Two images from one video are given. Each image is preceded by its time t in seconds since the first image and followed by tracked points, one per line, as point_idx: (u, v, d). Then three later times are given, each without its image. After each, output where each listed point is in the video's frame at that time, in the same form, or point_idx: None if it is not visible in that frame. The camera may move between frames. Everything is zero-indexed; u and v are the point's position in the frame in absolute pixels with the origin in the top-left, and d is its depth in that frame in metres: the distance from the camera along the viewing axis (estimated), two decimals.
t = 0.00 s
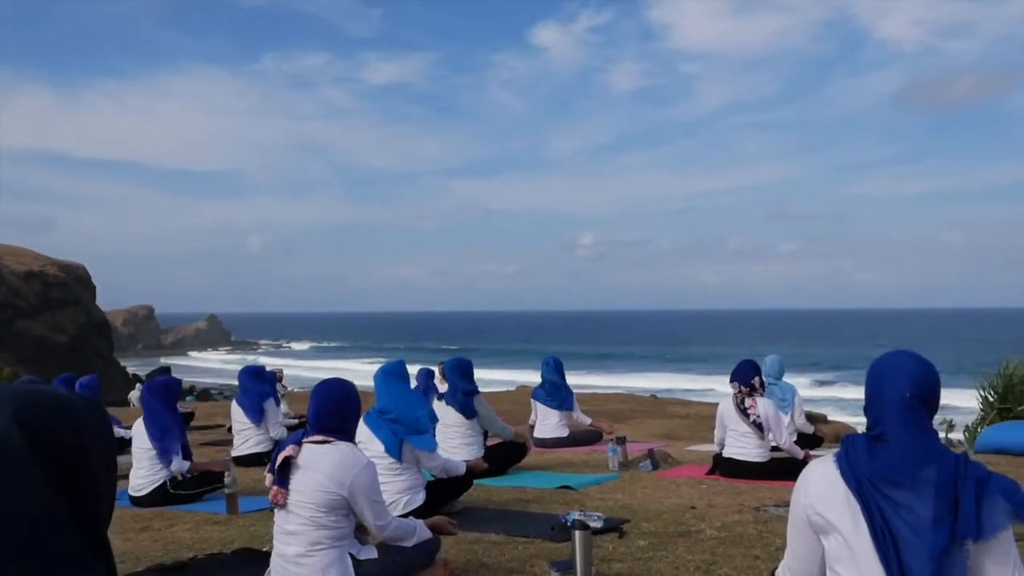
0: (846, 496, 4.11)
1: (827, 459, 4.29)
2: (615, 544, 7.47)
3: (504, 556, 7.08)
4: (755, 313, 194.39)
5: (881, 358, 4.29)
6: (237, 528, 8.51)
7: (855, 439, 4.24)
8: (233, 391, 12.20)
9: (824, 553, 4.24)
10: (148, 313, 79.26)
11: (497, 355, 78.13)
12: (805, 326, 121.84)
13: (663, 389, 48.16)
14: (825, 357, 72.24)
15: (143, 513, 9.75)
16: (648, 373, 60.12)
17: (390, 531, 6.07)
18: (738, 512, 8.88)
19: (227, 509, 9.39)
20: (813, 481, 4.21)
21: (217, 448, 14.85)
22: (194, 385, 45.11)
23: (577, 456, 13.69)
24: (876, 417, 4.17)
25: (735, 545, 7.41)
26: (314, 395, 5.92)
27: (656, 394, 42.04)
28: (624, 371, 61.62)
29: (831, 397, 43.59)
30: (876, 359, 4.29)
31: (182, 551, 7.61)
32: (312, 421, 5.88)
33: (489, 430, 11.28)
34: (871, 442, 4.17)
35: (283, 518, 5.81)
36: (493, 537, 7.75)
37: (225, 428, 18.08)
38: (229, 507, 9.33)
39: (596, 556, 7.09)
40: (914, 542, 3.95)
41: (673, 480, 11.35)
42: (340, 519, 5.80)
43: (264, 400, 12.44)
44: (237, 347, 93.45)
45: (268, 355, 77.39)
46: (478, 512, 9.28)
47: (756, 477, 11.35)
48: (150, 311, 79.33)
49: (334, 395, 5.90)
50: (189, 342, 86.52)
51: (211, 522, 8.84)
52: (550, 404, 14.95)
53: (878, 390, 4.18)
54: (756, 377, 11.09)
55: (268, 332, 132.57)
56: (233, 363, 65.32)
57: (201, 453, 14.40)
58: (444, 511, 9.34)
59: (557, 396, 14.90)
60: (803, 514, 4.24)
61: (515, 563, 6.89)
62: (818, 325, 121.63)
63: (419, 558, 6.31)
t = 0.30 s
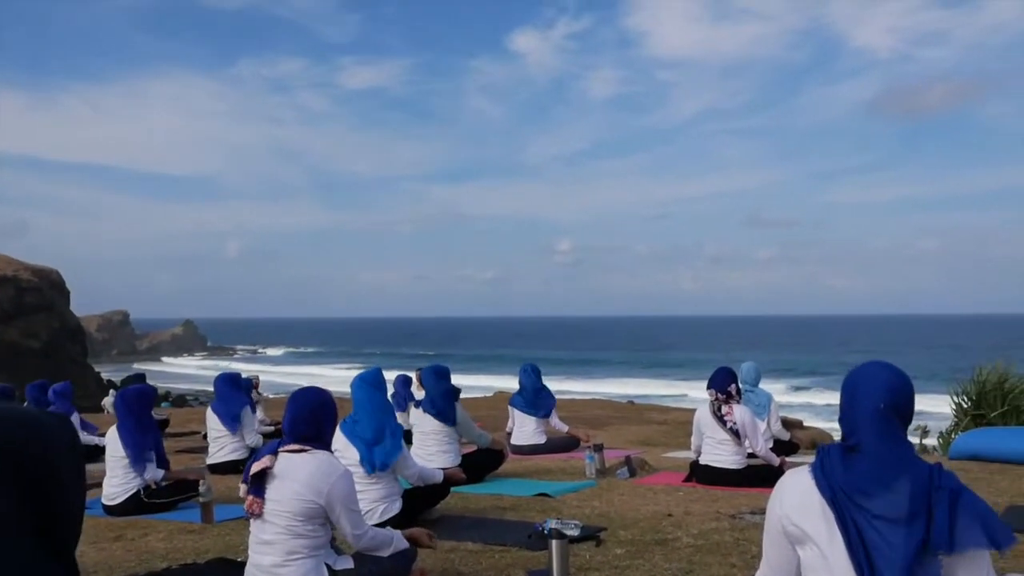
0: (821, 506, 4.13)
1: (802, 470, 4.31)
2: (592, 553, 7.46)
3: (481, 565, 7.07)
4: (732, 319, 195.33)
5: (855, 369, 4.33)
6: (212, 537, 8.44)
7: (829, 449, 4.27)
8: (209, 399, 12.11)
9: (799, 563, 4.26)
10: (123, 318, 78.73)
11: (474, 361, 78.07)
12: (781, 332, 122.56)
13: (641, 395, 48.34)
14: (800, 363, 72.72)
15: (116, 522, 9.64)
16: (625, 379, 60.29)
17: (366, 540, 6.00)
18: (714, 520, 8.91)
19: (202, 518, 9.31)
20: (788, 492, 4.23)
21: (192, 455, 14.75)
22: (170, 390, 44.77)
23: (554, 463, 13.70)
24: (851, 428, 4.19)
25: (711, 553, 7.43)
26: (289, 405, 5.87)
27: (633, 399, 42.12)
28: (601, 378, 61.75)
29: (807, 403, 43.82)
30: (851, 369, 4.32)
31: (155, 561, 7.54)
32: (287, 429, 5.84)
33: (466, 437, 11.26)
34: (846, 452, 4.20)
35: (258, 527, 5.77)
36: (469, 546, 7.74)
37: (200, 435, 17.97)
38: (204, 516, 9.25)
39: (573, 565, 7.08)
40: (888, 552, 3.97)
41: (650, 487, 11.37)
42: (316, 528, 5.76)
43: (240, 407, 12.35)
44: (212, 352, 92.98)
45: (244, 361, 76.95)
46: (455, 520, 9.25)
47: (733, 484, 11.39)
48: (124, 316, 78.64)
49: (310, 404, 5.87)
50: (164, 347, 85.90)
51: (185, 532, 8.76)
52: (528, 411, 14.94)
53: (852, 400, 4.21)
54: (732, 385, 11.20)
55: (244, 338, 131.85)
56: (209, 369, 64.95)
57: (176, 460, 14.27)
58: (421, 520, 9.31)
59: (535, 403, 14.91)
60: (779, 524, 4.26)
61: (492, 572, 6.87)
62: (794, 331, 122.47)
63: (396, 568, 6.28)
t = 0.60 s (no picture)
0: (790, 514, 4.14)
1: (772, 479, 4.33)
2: (564, 561, 7.45)
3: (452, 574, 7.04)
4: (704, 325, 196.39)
5: (824, 378, 4.36)
6: (180, 547, 8.35)
7: (799, 458, 4.29)
8: (178, 407, 12.01)
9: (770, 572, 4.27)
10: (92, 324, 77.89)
11: (448, 366, 77.94)
12: (753, 338, 123.34)
13: (614, 400, 48.45)
14: (772, 368, 73.20)
15: (82, 532, 9.52)
16: (598, 385, 60.39)
17: (336, 549, 5.94)
18: (686, 526, 8.93)
19: (170, 528, 9.20)
20: (759, 501, 4.25)
21: (161, 464, 14.60)
22: (139, 396, 44.36)
23: (527, 470, 13.69)
24: (821, 437, 4.22)
25: (683, 560, 7.44)
26: (257, 413, 5.83)
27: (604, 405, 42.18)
28: (574, 383, 61.80)
29: (777, 408, 44.11)
30: (820, 377, 4.35)
31: (123, 572, 7.45)
32: (256, 438, 5.80)
33: (438, 444, 11.23)
34: (815, 461, 4.22)
35: (226, 538, 5.72)
36: (441, 554, 7.71)
37: (170, 443, 17.78)
38: (173, 525, 9.15)
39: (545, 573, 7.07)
40: (858, 560, 3.98)
41: (622, 494, 11.39)
42: (286, 537, 5.71)
43: (210, 415, 12.25)
44: (183, 358, 92.19)
45: (216, 367, 76.35)
46: (427, 527, 9.21)
47: (705, 490, 11.43)
48: (93, 321, 77.79)
49: (278, 411, 5.83)
50: (134, 353, 85.06)
51: (153, 542, 8.66)
52: (501, 418, 14.94)
53: (821, 408, 4.23)
54: (704, 391, 11.26)
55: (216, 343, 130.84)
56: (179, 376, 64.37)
57: (144, 468, 14.12)
58: (392, 527, 9.26)
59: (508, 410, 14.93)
60: (750, 533, 4.28)
61: None
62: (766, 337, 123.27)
63: None
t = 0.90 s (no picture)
0: (756, 517, 4.18)
1: (739, 482, 4.37)
2: (532, 563, 7.45)
3: None
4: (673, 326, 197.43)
5: (791, 382, 4.39)
6: (144, 550, 8.26)
7: (765, 461, 4.32)
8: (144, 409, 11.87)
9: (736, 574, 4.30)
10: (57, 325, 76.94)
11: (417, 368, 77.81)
12: (722, 341, 124.10)
13: (583, 402, 48.61)
14: (739, 370, 73.76)
15: (45, 535, 9.39)
16: (567, 386, 60.53)
17: (304, 551, 5.87)
18: (654, 528, 8.97)
19: (135, 531, 9.10)
20: (725, 505, 4.28)
21: (126, 466, 14.44)
22: (105, 398, 43.90)
23: (496, 472, 13.67)
24: (787, 440, 4.25)
25: (650, 562, 7.48)
26: (222, 416, 5.78)
27: (574, 407, 42.25)
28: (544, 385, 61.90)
29: (744, 410, 44.39)
30: (787, 381, 4.39)
31: None
32: (220, 441, 5.74)
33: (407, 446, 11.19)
34: (781, 464, 4.26)
35: (191, 542, 5.69)
36: (409, 557, 7.68)
37: (135, 445, 17.58)
38: (137, 529, 9.05)
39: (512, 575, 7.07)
40: (821, 563, 4.01)
41: (591, 495, 11.42)
42: (252, 540, 5.67)
43: (176, 417, 12.12)
44: (149, 359, 91.29)
45: (183, 368, 75.68)
46: (396, 530, 9.18)
47: (673, 491, 11.48)
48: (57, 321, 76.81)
49: (243, 414, 5.77)
50: (99, 355, 84.09)
51: (117, 545, 8.56)
52: (470, 420, 14.92)
53: (787, 412, 4.27)
54: (672, 394, 11.32)
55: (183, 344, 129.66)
56: (145, 377, 63.70)
57: (109, 471, 13.95)
58: (361, 530, 9.22)
59: (477, 412, 14.90)
60: (716, 535, 4.31)
61: None
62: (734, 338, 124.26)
63: None
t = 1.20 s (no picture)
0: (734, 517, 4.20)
1: (718, 483, 4.39)
2: (512, 563, 7.45)
3: None
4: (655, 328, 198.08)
5: (770, 383, 4.42)
6: (122, 551, 8.19)
7: (744, 462, 4.34)
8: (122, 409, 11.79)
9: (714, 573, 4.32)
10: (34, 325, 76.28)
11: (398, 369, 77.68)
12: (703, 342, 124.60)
13: (565, 403, 48.66)
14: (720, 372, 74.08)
15: (21, 536, 9.30)
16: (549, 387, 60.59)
17: (283, 552, 5.85)
18: (634, 529, 8.99)
19: (112, 532, 9.03)
20: (704, 506, 4.30)
21: (105, 467, 14.33)
22: (83, 398, 43.59)
23: (477, 473, 13.66)
24: (766, 441, 4.27)
25: (630, 562, 7.49)
26: (200, 416, 5.75)
27: (554, 408, 42.29)
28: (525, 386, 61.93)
29: (724, 412, 44.59)
30: (766, 383, 4.41)
31: None
32: (198, 441, 5.71)
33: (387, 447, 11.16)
34: (760, 465, 4.28)
35: (170, 542, 5.65)
36: (389, 558, 7.67)
37: (113, 446, 17.45)
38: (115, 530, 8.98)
39: None
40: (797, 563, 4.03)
41: (571, 496, 11.44)
42: (231, 540, 5.64)
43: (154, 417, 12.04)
44: (128, 359, 90.69)
45: (162, 369, 75.22)
46: (376, 530, 9.16)
47: (653, 492, 11.51)
48: (35, 321, 76.21)
49: (221, 414, 5.74)
50: (77, 355, 83.48)
51: (94, 546, 8.50)
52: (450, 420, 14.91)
53: (766, 413, 4.29)
54: (652, 394, 11.36)
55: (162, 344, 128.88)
56: (124, 377, 63.27)
57: (87, 472, 13.84)
58: (341, 530, 9.19)
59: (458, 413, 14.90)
60: (695, 536, 4.33)
61: None
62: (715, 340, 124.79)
63: None
